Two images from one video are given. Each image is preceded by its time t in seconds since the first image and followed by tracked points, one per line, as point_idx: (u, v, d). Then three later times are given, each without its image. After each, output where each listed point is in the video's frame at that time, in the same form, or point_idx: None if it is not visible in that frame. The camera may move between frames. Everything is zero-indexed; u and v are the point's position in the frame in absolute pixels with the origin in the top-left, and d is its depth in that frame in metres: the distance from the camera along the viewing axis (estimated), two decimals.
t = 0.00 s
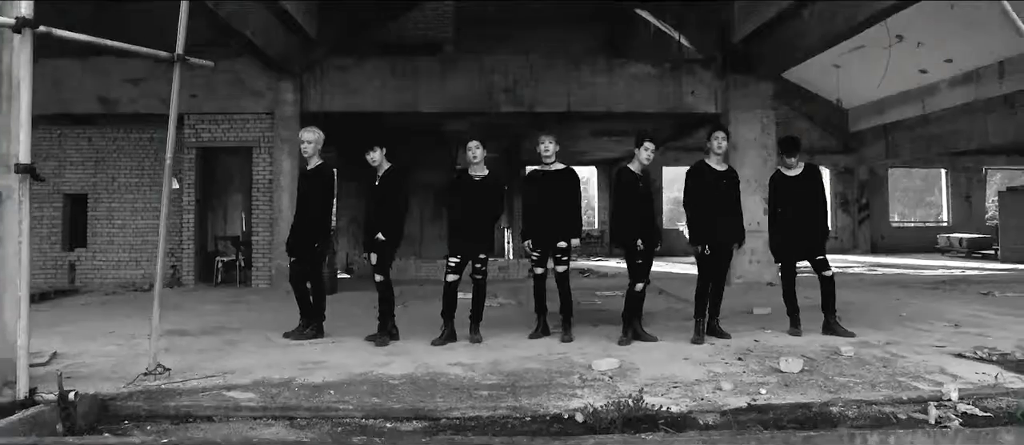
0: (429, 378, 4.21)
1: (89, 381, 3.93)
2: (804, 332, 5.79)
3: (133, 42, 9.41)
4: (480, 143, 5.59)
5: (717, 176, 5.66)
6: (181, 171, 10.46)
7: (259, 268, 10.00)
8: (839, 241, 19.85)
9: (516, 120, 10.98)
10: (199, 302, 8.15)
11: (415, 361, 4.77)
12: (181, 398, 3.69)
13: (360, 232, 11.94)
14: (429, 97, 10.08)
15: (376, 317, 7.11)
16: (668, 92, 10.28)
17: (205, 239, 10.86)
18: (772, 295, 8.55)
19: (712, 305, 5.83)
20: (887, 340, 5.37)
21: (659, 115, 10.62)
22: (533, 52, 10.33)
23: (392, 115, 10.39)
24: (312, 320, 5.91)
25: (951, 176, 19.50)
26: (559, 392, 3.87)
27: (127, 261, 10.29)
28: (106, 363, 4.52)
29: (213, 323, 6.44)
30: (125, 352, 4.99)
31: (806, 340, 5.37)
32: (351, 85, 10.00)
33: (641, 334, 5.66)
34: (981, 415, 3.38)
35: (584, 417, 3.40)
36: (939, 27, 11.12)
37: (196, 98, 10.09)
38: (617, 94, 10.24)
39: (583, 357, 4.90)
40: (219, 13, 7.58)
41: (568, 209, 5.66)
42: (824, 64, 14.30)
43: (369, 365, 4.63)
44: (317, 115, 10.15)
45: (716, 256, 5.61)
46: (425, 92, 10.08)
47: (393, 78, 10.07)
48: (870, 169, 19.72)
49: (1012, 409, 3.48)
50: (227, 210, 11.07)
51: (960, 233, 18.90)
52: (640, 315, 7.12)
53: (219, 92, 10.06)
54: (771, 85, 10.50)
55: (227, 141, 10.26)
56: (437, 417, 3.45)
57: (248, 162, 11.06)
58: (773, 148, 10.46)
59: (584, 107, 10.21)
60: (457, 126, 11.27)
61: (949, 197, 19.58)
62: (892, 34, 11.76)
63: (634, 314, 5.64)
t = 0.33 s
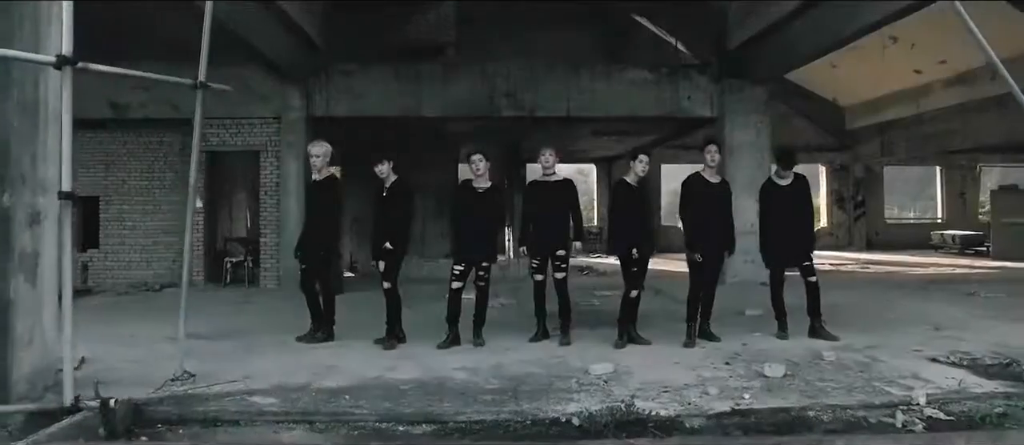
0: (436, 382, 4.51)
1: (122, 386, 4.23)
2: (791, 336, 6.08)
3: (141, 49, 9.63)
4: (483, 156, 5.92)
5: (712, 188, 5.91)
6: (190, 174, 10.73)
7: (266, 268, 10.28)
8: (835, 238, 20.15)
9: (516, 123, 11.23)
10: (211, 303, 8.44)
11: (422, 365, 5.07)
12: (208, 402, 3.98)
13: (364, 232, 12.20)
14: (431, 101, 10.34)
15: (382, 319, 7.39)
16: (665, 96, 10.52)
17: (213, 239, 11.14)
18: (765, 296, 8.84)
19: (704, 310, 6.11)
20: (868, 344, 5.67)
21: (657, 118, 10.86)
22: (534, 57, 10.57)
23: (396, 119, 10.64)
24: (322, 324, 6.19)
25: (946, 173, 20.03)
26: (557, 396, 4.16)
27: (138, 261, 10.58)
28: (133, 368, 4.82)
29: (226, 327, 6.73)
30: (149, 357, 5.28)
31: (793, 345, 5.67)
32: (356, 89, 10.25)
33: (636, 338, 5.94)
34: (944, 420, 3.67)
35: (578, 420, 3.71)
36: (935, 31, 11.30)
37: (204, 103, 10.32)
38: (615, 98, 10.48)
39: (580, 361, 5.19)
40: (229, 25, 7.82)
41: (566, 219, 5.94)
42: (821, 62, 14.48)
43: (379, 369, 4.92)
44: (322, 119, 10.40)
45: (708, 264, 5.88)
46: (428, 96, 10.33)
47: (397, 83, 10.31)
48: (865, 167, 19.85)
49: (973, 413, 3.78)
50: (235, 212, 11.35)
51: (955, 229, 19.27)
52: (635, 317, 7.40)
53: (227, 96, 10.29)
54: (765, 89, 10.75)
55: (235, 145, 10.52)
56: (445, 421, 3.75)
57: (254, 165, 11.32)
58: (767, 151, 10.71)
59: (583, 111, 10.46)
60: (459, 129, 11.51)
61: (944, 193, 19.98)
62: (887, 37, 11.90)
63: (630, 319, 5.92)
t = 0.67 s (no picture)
0: (444, 385, 4.85)
1: (154, 390, 4.57)
2: (777, 338, 6.42)
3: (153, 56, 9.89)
4: (487, 168, 6.24)
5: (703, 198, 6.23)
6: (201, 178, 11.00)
7: (275, 269, 10.56)
8: (831, 234, 20.42)
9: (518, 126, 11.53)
10: (223, 304, 8.78)
11: (430, 368, 5.41)
12: (235, 404, 4.32)
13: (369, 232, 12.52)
14: (435, 106, 10.64)
15: (389, 319, 7.73)
16: (662, 102, 10.82)
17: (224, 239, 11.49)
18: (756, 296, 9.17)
19: (696, 313, 6.45)
20: (850, 347, 6.00)
21: (654, 122, 11.16)
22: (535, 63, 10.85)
23: (400, 123, 10.93)
24: (334, 327, 6.52)
25: (940, 171, 20.26)
26: (556, 398, 4.50)
27: (152, 262, 10.91)
28: (159, 371, 5.16)
29: (240, 329, 7.06)
30: (172, 359, 5.61)
31: (779, 347, 5.99)
32: (362, 94, 10.55)
33: (631, 340, 6.27)
34: (910, 422, 4.01)
35: (575, 420, 4.05)
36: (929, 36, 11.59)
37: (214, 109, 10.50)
38: (614, 103, 10.77)
39: (578, 363, 5.53)
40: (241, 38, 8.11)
41: (566, 228, 6.24)
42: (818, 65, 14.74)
43: (391, 372, 5.27)
44: (329, 123, 10.69)
45: (699, 271, 6.21)
46: (431, 102, 10.64)
47: (401, 88, 10.60)
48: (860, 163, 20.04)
49: (936, 414, 4.11)
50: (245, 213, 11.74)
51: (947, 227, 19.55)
52: (632, 318, 7.71)
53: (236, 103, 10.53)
54: (760, 93, 11.04)
55: (244, 149, 10.72)
56: (454, 422, 4.09)
57: (263, 167, 11.65)
58: (761, 154, 11.00)
59: (582, 115, 10.76)
60: (461, 131, 11.77)
61: (938, 190, 20.23)
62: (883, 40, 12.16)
63: (625, 323, 6.25)
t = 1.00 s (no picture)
0: (451, 382, 5.22)
1: (185, 388, 4.94)
2: (765, 336, 6.78)
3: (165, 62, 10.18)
4: (490, 175, 6.60)
5: (697, 204, 6.58)
6: (211, 180, 11.31)
7: (284, 267, 10.91)
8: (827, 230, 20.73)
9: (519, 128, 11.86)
10: (236, 302, 9.15)
11: (437, 365, 5.78)
12: (260, 401, 4.69)
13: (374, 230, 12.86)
14: (439, 109, 10.98)
15: (395, 318, 8.09)
16: (658, 105, 11.14)
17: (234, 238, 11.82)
18: (747, 294, 9.52)
19: (687, 313, 6.82)
20: (833, 345, 6.36)
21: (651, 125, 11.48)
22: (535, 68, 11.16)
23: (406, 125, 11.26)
24: (345, 326, 6.86)
25: (935, 168, 20.48)
26: (556, 394, 4.88)
27: (164, 260, 11.22)
28: (184, 368, 5.52)
29: (254, 327, 7.41)
30: (194, 356, 5.96)
31: (765, 345, 6.35)
32: (367, 98, 10.87)
33: (626, 339, 6.63)
34: (878, 416, 4.39)
35: (573, 414, 4.43)
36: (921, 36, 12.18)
37: (223, 112, 10.74)
38: (612, 106, 11.09)
39: (576, 361, 5.90)
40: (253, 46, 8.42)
41: (566, 233, 6.59)
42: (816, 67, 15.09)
43: (401, 369, 5.64)
44: (336, 126, 11.03)
45: (690, 274, 6.58)
46: (435, 105, 10.98)
47: (406, 92, 10.94)
48: (857, 161, 19.96)
49: (903, 409, 4.49)
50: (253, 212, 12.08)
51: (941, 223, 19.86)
52: (627, 316, 8.06)
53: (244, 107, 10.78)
54: (754, 97, 11.36)
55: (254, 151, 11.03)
56: (461, 416, 4.47)
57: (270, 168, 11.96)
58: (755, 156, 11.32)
59: (581, 118, 11.08)
60: (463, 132, 12.09)
61: (932, 186, 20.51)
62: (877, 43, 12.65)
63: (620, 323, 6.61)
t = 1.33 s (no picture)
0: (458, 376, 5.62)
1: (213, 381, 5.36)
2: (753, 332, 7.17)
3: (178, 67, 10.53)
4: (493, 181, 6.99)
5: (689, 207, 6.98)
6: (223, 180, 11.68)
7: (294, 264, 11.31)
8: (823, 225, 21.12)
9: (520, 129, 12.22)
10: (249, 298, 9.54)
11: (445, 360, 6.18)
12: (282, 394, 5.10)
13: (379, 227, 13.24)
14: (443, 112, 11.34)
15: (403, 313, 8.49)
16: (655, 107, 11.49)
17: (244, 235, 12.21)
18: (739, 291, 9.91)
19: (680, 310, 7.22)
20: (816, 341, 6.75)
21: (647, 126, 11.85)
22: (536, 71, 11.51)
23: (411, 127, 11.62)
24: (356, 323, 7.25)
25: (929, 164, 20.77)
26: (555, 387, 5.29)
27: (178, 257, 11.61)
28: (208, 363, 5.92)
29: (271, 323, 7.81)
30: (216, 351, 6.36)
31: (752, 341, 6.76)
32: (372, 101, 11.21)
33: (621, 335, 7.03)
34: (850, 407, 4.80)
35: (571, 406, 4.84)
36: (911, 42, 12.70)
37: (234, 115, 11.09)
38: (611, 109, 11.47)
39: (574, 356, 6.31)
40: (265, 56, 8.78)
41: (565, 236, 6.97)
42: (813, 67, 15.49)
43: (411, 363, 6.06)
44: (342, 128, 11.39)
45: (681, 273, 6.98)
46: (439, 108, 11.34)
47: (410, 94, 11.30)
48: (852, 158, 20.36)
49: (874, 401, 4.90)
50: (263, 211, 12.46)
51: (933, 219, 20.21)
52: (623, 312, 8.46)
53: (253, 111, 11.09)
54: (749, 99, 11.69)
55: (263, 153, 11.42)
56: (468, 408, 4.89)
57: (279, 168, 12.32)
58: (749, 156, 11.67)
59: (580, 120, 11.45)
60: (466, 133, 12.44)
61: (926, 182, 20.82)
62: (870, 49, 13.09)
63: (616, 319, 7.01)
